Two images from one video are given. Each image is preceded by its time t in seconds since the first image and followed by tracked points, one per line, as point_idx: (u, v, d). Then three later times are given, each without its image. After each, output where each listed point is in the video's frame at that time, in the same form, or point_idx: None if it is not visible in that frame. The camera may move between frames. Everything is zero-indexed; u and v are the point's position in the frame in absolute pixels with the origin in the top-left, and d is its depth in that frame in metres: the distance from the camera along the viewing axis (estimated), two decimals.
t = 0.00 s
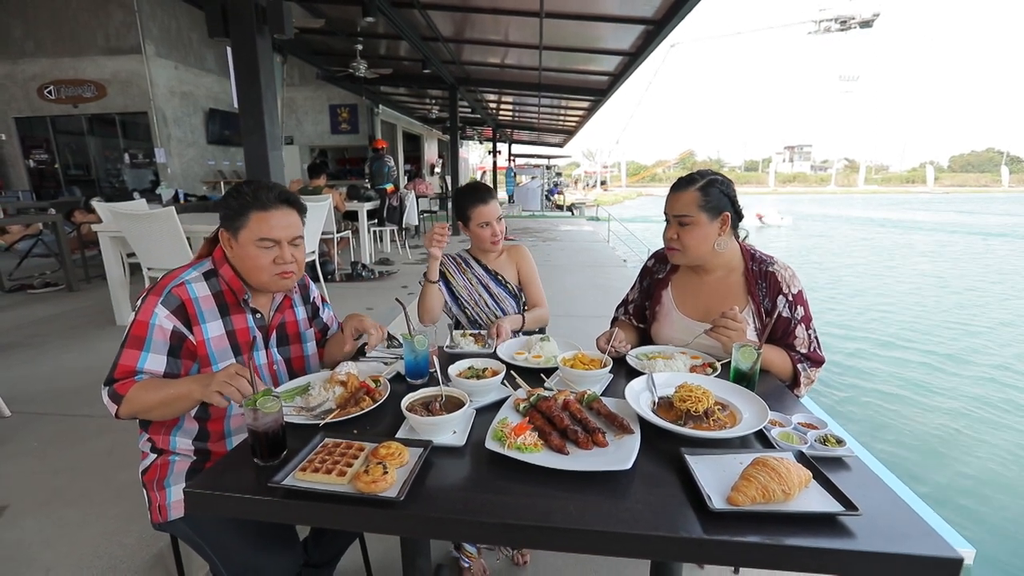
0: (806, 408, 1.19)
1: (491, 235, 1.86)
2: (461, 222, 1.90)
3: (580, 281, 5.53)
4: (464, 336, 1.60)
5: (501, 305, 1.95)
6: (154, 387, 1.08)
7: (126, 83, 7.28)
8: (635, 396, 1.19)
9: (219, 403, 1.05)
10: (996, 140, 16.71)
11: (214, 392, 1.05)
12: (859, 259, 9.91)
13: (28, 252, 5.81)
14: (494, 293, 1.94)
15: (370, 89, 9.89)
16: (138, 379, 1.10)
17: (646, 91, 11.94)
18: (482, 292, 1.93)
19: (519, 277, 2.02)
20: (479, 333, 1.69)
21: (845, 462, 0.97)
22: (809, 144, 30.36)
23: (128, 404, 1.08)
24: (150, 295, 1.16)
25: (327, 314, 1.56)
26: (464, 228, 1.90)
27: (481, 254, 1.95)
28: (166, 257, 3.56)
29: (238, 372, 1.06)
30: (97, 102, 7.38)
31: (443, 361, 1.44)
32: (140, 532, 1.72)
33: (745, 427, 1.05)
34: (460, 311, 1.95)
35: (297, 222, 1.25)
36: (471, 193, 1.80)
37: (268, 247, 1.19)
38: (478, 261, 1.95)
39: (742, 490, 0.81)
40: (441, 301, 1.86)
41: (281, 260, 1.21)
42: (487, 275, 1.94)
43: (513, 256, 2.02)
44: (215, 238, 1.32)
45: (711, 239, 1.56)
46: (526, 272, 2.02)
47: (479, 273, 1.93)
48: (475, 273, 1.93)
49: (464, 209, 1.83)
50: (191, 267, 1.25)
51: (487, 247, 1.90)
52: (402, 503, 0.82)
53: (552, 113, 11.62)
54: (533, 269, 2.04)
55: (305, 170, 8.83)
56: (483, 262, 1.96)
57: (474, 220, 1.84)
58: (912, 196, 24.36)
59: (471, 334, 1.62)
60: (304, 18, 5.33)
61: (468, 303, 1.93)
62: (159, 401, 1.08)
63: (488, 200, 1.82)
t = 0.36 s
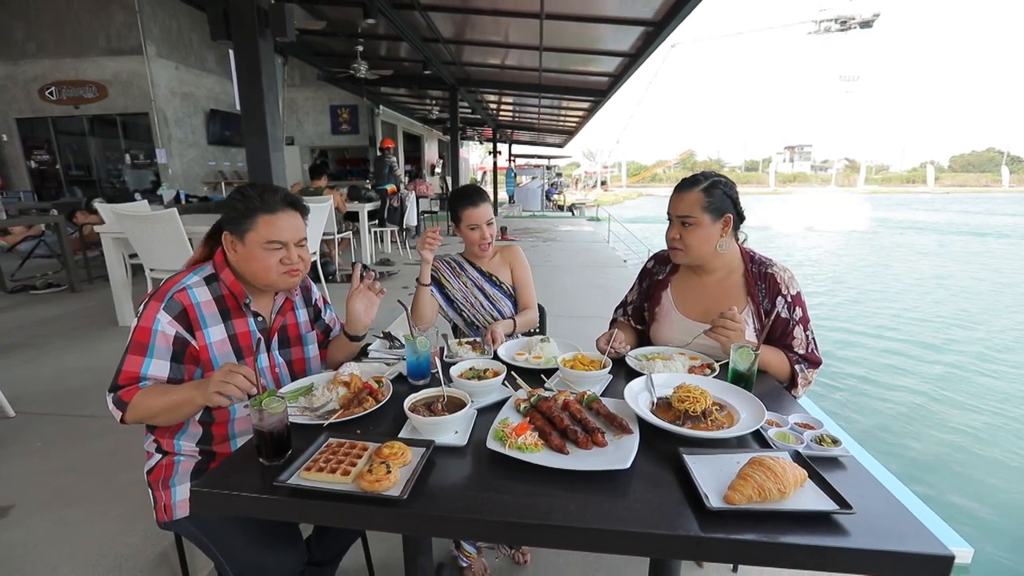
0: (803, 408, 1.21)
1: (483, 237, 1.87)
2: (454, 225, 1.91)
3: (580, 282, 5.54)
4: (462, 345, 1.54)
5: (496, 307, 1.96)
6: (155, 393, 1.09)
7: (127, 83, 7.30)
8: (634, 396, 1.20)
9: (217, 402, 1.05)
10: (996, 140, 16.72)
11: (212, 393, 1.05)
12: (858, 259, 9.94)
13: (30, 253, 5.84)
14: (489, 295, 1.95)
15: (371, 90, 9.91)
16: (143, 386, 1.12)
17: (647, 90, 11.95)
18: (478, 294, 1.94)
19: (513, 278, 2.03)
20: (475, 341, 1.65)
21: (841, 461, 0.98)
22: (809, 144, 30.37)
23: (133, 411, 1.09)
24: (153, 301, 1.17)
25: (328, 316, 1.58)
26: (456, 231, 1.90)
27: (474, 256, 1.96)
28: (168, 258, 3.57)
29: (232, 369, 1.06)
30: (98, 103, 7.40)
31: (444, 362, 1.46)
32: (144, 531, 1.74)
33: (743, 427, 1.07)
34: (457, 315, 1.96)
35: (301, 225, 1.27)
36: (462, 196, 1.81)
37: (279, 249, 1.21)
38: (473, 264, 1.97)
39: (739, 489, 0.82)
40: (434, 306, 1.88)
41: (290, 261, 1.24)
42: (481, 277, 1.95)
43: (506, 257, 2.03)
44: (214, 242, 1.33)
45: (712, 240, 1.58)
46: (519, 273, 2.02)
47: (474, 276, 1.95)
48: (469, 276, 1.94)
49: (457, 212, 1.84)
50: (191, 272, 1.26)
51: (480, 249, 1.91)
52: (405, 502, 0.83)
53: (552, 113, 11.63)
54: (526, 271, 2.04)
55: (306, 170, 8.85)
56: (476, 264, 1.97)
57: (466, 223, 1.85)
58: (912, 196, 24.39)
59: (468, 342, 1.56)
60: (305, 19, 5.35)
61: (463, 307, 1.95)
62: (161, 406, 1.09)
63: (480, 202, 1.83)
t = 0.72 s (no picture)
0: (801, 408, 1.21)
1: (477, 236, 1.87)
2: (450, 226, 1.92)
3: (580, 282, 5.55)
4: (458, 347, 1.54)
5: (493, 306, 1.97)
6: (152, 394, 1.10)
7: (127, 83, 7.31)
8: (632, 396, 1.21)
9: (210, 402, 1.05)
10: (996, 140, 16.73)
11: (204, 394, 1.05)
12: (858, 259, 9.95)
13: (31, 253, 5.84)
14: (485, 294, 1.96)
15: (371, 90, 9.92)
16: (141, 386, 1.12)
17: (646, 90, 11.96)
18: (474, 295, 1.95)
19: (508, 278, 2.03)
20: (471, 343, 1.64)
21: (838, 460, 0.99)
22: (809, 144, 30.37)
23: (130, 411, 1.10)
24: (153, 302, 1.18)
25: (328, 316, 1.59)
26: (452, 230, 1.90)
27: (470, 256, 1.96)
28: (169, 258, 3.58)
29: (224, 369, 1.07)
30: (98, 103, 7.41)
31: (444, 362, 1.46)
32: (145, 530, 1.74)
33: (741, 427, 1.07)
34: (454, 317, 1.96)
35: (301, 228, 1.28)
36: (456, 195, 1.81)
37: (278, 253, 1.22)
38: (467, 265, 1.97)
39: (737, 488, 0.83)
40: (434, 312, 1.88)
41: (290, 265, 1.24)
42: (477, 278, 1.96)
43: (501, 257, 2.03)
44: (214, 243, 1.34)
45: (710, 240, 1.58)
46: (514, 273, 2.03)
47: (470, 277, 1.95)
48: (465, 276, 1.95)
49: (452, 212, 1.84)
50: (191, 273, 1.27)
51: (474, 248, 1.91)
52: (404, 501, 0.84)
53: (552, 113, 11.64)
54: (522, 271, 2.05)
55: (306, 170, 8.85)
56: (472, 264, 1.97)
57: (461, 222, 1.85)
58: (912, 196, 24.41)
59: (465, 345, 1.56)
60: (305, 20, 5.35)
61: (460, 308, 1.95)
62: (157, 407, 1.09)
63: (474, 200, 1.83)
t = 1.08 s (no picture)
0: (801, 407, 1.21)
1: (479, 235, 1.86)
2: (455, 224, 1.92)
3: (580, 281, 5.55)
4: (459, 347, 1.54)
5: (493, 307, 1.96)
6: (152, 395, 1.10)
7: (128, 83, 7.32)
8: (632, 396, 1.21)
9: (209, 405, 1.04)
10: (997, 139, 16.72)
11: (203, 396, 1.05)
12: (858, 259, 9.95)
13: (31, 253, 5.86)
14: (487, 295, 1.95)
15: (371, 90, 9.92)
16: (142, 386, 1.12)
17: (646, 90, 11.96)
18: (475, 296, 1.94)
19: (512, 279, 2.03)
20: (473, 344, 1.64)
21: (839, 460, 0.98)
22: (809, 143, 30.35)
23: (130, 411, 1.10)
24: (153, 302, 1.17)
25: (328, 315, 1.59)
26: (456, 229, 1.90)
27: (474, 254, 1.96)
28: (169, 257, 3.58)
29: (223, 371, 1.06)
30: (98, 103, 7.42)
31: (443, 362, 1.46)
32: (145, 530, 1.75)
33: (741, 427, 1.07)
34: (455, 317, 1.96)
35: (302, 227, 1.28)
36: (459, 193, 1.80)
37: (279, 252, 1.22)
38: (470, 264, 1.97)
39: (737, 488, 0.83)
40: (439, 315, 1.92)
41: (291, 264, 1.24)
42: (479, 278, 1.95)
43: (506, 257, 2.03)
44: (214, 242, 1.33)
45: (710, 240, 1.58)
46: (518, 274, 2.03)
47: (472, 277, 1.95)
48: (467, 276, 1.94)
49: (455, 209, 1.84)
50: (192, 273, 1.27)
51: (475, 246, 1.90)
52: (404, 500, 0.84)
53: (552, 113, 11.63)
54: (525, 271, 2.05)
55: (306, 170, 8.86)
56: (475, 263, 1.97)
57: (463, 220, 1.84)
58: (913, 195, 24.40)
59: (466, 346, 1.56)
60: (305, 19, 5.35)
61: (461, 310, 1.94)
62: (157, 409, 1.09)
63: (480, 199, 1.82)
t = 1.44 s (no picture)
0: (803, 407, 1.21)
1: (485, 237, 1.85)
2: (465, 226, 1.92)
3: (580, 281, 5.54)
4: (461, 347, 1.53)
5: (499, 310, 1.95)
6: (150, 399, 1.09)
7: (129, 83, 7.31)
8: (634, 396, 1.20)
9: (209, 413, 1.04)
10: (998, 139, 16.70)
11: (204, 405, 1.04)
12: (858, 258, 9.94)
13: (33, 253, 5.86)
14: (494, 299, 1.94)
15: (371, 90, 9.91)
16: (143, 388, 1.12)
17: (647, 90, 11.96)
18: (482, 300, 1.93)
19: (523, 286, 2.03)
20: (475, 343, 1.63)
21: (841, 460, 0.98)
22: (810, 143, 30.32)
23: (129, 413, 1.10)
24: (154, 304, 1.17)
25: (330, 314, 1.58)
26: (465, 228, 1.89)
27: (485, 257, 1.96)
28: (170, 257, 3.58)
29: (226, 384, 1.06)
30: (99, 103, 7.43)
31: (445, 361, 1.46)
32: (146, 530, 1.75)
33: (744, 427, 1.07)
34: (460, 320, 1.95)
35: (302, 223, 1.28)
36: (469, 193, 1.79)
37: (280, 249, 1.22)
38: (479, 265, 1.96)
39: (740, 487, 0.82)
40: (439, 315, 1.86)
41: (292, 260, 1.24)
42: (488, 280, 1.94)
43: (518, 261, 2.03)
44: (214, 242, 1.33)
45: (713, 240, 1.58)
46: (530, 282, 2.04)
47: (480, 279, 1.94)
48: (474, 278, 1.93)
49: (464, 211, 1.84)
50: (192, 273, 1.27)
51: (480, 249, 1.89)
52: (406, 500, 0.84)
53: (552, 113, 11.62)
54: (538, 280, 2.05)
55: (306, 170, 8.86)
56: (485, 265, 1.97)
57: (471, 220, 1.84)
58: (914, 195, 24.38)
59: (468, 346, 1.55)
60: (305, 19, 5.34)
61: (467, 313, 1.93)
62: (155, 412, 1.09)
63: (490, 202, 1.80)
